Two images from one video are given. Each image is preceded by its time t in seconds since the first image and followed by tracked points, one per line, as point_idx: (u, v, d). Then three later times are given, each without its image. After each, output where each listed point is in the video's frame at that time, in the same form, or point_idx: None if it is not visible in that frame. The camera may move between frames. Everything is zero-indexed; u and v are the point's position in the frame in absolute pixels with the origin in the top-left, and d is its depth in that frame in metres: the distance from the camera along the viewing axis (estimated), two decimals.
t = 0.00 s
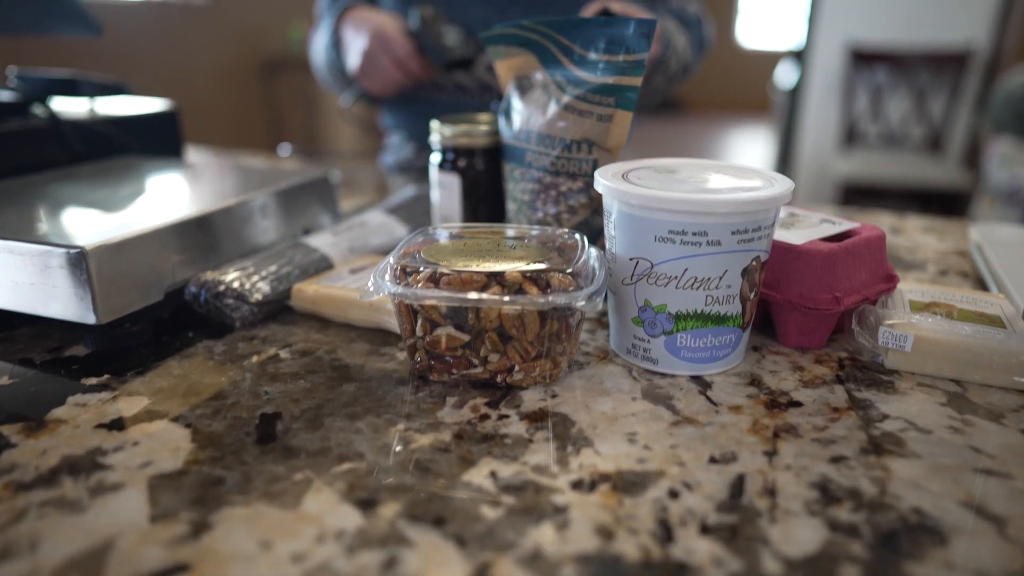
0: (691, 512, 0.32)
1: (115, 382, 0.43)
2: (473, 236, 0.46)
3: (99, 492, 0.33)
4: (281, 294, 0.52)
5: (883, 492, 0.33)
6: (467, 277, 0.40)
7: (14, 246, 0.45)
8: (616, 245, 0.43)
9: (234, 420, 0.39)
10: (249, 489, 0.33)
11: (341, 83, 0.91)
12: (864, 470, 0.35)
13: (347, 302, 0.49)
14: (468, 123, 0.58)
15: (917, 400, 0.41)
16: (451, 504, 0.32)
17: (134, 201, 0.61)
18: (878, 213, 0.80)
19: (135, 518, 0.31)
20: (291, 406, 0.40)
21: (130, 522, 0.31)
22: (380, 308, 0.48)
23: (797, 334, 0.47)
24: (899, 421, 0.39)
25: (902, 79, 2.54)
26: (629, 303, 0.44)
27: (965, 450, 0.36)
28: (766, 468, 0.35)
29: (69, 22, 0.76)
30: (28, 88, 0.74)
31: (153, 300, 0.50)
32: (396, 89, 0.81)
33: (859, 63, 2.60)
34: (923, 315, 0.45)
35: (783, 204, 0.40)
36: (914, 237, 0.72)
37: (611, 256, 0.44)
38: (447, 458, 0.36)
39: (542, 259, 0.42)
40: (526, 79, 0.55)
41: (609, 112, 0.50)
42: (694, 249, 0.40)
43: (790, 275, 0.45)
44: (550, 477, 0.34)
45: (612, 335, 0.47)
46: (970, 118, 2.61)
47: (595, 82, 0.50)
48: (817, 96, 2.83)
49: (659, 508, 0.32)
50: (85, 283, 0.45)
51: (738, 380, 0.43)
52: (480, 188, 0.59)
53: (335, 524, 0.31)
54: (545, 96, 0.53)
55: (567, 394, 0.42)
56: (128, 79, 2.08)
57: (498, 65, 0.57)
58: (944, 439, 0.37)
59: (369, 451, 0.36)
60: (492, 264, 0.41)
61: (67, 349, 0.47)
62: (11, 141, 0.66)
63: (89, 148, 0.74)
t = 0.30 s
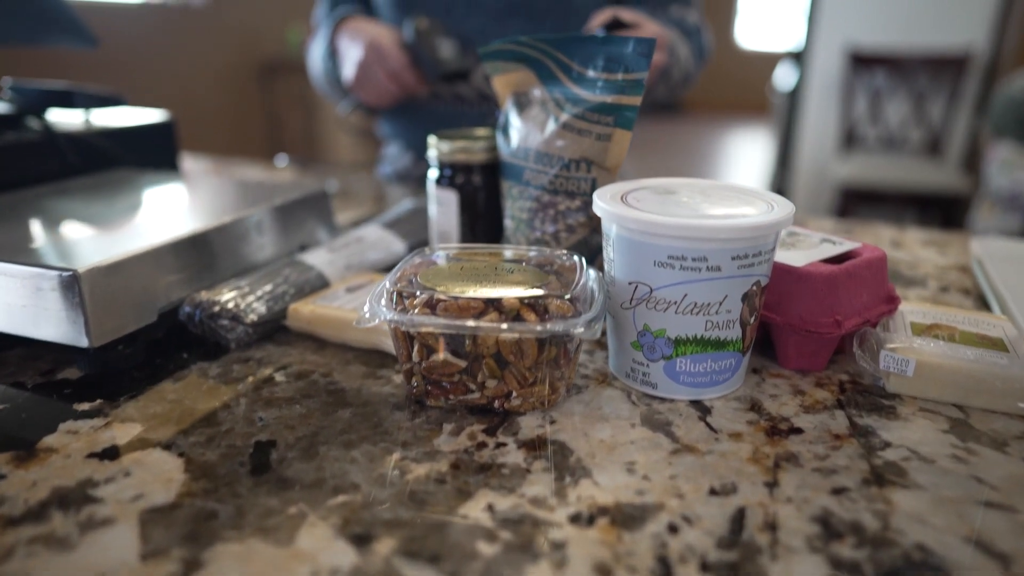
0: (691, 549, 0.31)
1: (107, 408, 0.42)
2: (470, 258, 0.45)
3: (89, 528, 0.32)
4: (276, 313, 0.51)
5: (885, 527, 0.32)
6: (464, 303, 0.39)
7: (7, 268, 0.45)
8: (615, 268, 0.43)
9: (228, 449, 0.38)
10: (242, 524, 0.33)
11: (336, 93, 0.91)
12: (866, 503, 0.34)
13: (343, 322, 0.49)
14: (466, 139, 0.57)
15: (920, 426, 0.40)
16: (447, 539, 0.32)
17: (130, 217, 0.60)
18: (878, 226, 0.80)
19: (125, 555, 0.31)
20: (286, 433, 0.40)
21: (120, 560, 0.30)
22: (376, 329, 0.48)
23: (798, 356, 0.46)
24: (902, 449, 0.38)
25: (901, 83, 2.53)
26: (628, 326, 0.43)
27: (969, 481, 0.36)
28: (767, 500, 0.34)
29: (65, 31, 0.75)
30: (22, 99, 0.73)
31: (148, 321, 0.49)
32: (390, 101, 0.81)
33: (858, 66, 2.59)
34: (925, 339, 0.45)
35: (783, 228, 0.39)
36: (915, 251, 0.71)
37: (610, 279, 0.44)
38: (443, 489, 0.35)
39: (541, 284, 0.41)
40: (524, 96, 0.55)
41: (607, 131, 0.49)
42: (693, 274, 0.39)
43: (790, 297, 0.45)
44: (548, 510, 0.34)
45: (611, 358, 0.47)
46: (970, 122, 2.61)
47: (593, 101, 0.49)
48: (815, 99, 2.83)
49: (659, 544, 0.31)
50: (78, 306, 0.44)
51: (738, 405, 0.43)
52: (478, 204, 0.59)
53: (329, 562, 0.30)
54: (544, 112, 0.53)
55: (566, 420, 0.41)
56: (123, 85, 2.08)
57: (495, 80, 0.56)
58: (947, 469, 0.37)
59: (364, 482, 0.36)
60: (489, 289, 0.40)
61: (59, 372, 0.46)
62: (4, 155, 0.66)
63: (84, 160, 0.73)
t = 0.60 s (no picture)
0: None
1: (103, 437, 0.42)
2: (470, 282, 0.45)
3: (83, 567, 0.32)
4: (274, 335, 0.51)
5: (893, 565, 0.32)
6: (465, 332, 0.38)
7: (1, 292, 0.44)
8: (617, 294, 0.42)
9: (225, 481, 0.38)
10: (239, 563, 0.32)
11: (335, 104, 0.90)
12: (873, 539, 0.34)
13: (341, 346, 0.48)
14: (466, 156, 0.57)
15: (926, 456, 0.40)
16: None
17: (128, 233, 0.59)
18: (881, 239, 0.79)
19: None
20: (284, 463, 0.39)
21: None
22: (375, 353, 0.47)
23: (802, 381, 0.46)
24: (908, 480, 0.38)
25: (901, 86, 2.54)
26: (630, 353, 0.43)
27: (977, 516, 0.35)
28: (773, 536, 0.34)
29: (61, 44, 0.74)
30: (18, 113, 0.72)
31: (146, 343, 0.49)
32: (387, 114, 0.80)
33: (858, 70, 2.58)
34: (930, 364, 0.44)
35: (788, 256, 0.39)
36: (918, 267, 0.71)
37: (612, 305, 0.43)
38: (444, 524, 0.35)
39: (543, 311, 0.41)
40: (525, 114, 0.54)
41: (609, 152, 0.48)
42: (697, 302, 0.39)
43: (794, 322, 0.45)
44: (550, 547, 0.33)
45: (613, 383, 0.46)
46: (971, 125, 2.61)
47: (595, 121, 0.49)
48: (814, 102, 2.79)
49: None
50: (73, 332, 0.44)
51: (742, 433, 0.42)
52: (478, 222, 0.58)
53: None
54: (544, 131, 0.52)
55: (567, 450, 0.41)
56: (118, 90, 2.07)
57: (496, 97, 0.56)
58: (955, 502, 0.36)
59: (363, 516, 0.35)
60: (490, 317, 0.40)
61: (54, 397, 0.45)
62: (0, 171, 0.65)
63: (82, 175, 0.73)
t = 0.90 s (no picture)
0: None
1: (97, 467, 0.41)
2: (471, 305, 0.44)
3: None
4: (272, 358, 0.50)
5: None
6: (465, 362, 0.38)
7: None
8: (619, 320, 0.41)
9: (221, 514, 0.37)
10: None
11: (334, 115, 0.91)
12: None
13: (339, 370, 0.48)
14: (465, 174, 0.56)
15: (934, 486, 0.39)
16: None
17: (125, 252, 0.59)
18: (883, 252, 0.78)
19: None
20: (281, 494, 0.39)
21: None
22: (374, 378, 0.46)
23: (806, 407, 0.45)
24: (915, 513, 0.37)
25: (901, 89, 2.57)
26: (632, 380, 0.42)
27: (987, 552, 0.34)
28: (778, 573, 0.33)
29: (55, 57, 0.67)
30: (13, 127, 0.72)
31: (142, 368, 0.48)
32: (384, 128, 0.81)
33: (859, 73, 2.59)
34: (937, 390, 0.43)
35: (792, 284, 0.38)
36: (921, 282, 0.70)
37: (614, 331, 0.42)
38: (443, 561, 0.34)
39: (546, 339, 0.40)
40: (526, 132, 0.54)
41: (610, 174, 0.48)
42: (700, 331, 0.38)
43: (799, 348, 0.44)
44: None
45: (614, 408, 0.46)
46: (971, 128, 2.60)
47: (596, 142, 0.48)
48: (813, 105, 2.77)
49: None
50: (67, 359, 0.43)
51: (745, 461, 0.42)
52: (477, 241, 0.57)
53: None
54: (545, 151, 0.52)
55: (569, 480, 0.40)
56: (114, 95, 2.07)
57: (495, 114, 0.55)
58: (963, 537, 0.35)
59: (361, 553, 0.35)
60: (490, 344, 0.39)
61: (48, 424, 0.45)
62: None
63: (78, 191, 0.72)
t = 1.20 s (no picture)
0: None
1: (89, 498, 0.40)
2: (470, 331, 0.44)
3: None
4: (268, 382, 0.49)
5: None
6: (463, 394, 0.37)
7: None
8: (620, 348, 0.41)
9: (215, 550, 0.36)
10: None
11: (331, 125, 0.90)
12: None
13: (336, 395, 0.47)
14: (464, 193, 0.55)
15: (940, 518, 0.39)
16: None
17: (121, 271, 0.58)
18: (886, 266, 0.78)
19: None
20: (276, 527, 0.38)
21: None
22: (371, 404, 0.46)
23: (810, 434, 0.45)
24: (922, 548, 0.37)
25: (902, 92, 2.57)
26: (634, 409, 0.41)
27: None
28: None
29: (49, 70, 0.66)
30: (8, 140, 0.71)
31: (137, 393, 0.47)
32: (377, 142, 0.81)
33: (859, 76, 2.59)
34: (943, 417, 0.43)
35: (797, 315, 0.38)
36: (925, 297, 0.69)
37: (615, 359, 0.42)
38: None
39: (546, 368, 0.40)
40: (525, 151, 0.53)
41: (612, 196, 0.47)
42: (703, 362, 0.38)
43: (802, 375, 0.43)
44: None
45: (615, 435, 0.45)
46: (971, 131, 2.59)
47: (597, 164, 0.47)
48: (814, 106, 2.75)
49: None
50: (59, 387, 0.42)
51: (749, 492, 0.41)
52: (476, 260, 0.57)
53: None
54: (545, 171, 0.51)
55: (569, 512, 0.39)
56: (110, 98, 2.06)
57: (494, 132, 0.55)
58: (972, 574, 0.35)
59: None
60: (489, 374, 0.39)
61: (40, 452, 0.44)
62: None
63: (73, 206, 0.71)
